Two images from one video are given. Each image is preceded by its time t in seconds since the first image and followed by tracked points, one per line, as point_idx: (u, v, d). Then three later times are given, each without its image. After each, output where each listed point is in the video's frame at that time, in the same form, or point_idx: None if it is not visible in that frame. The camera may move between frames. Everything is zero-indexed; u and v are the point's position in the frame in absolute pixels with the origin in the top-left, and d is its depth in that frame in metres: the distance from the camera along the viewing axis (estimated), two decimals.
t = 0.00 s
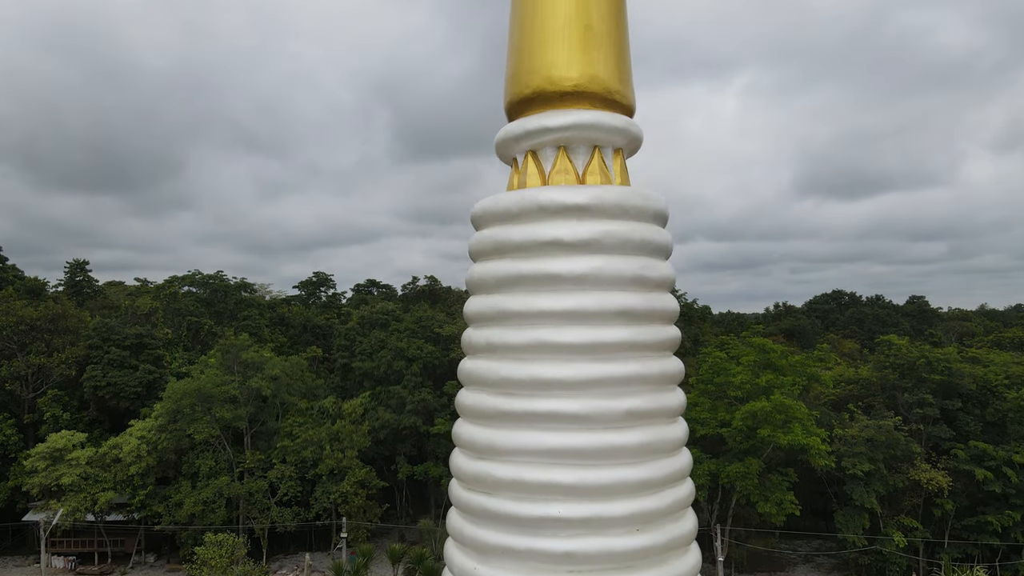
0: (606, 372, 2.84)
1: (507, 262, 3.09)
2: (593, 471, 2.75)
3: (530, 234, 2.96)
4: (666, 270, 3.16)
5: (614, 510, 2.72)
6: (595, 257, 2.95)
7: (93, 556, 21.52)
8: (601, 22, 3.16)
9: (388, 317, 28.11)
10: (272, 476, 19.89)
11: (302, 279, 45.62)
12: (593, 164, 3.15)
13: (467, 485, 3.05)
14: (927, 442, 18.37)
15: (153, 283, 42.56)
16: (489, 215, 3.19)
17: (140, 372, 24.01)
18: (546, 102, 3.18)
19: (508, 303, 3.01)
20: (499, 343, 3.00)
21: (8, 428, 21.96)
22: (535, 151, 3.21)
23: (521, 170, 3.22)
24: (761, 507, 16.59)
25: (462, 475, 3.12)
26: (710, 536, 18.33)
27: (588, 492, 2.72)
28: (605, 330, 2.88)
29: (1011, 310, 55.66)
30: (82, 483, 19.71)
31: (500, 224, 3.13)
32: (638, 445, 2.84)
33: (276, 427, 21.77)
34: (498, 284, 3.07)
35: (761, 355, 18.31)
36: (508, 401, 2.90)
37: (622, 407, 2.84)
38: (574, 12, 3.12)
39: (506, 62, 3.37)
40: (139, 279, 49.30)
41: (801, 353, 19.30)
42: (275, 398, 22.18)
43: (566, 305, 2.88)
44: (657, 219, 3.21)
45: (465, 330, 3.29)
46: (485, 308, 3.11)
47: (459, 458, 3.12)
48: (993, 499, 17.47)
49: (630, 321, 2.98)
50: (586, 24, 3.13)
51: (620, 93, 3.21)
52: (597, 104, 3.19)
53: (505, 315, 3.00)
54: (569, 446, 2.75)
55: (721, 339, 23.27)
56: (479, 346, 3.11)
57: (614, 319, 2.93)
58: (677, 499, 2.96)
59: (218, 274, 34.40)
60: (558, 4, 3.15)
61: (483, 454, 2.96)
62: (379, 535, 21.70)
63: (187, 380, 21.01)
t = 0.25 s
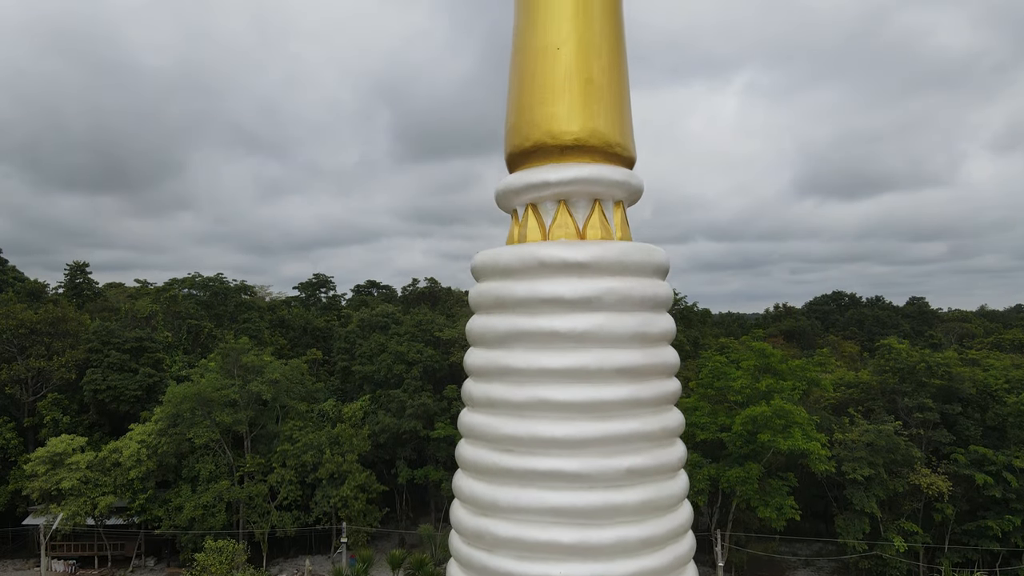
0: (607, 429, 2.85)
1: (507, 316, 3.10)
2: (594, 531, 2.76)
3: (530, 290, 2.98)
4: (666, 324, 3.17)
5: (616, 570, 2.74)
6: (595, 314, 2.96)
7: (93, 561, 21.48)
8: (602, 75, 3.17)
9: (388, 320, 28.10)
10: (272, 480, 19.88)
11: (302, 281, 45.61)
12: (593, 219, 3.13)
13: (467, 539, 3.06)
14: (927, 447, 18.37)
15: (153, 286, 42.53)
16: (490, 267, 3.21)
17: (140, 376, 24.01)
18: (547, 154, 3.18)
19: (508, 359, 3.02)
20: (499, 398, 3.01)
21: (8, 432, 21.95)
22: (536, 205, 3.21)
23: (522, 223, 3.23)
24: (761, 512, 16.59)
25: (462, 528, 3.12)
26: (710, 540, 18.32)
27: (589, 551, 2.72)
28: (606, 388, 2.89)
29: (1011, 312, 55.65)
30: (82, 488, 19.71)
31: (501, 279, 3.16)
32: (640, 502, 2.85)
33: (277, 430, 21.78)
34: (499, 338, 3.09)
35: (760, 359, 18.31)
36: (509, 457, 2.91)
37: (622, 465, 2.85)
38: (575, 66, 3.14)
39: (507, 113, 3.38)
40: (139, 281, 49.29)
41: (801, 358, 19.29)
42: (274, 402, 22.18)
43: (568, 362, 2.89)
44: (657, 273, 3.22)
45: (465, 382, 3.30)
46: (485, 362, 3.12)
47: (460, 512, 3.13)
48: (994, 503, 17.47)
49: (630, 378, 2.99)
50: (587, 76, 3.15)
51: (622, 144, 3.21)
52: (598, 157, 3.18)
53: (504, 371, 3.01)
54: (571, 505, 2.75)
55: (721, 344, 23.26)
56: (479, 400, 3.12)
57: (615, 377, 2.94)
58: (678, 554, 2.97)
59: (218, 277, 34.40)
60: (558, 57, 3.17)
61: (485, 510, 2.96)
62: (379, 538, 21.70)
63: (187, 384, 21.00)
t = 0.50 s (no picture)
0: (606, 488, 2.86)
1: (506, 371, 3.11)
2: None
3: (530, 347, 2.99)
4: (664, 377, 3.18)
5: None
6: (594, 371, 2.96)
7: (93, 564, 21.48)
8: (602, 128, 3.16)
9: (388, 323, 28.09)
10: (272, 484, 19.88)
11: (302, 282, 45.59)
12: (593, 273, 3.13)
13: None
14: (926, 451, 18.40)
15: (153, 288, 42.59)
16: (490, 321, 3.22)
17: (140, 380, 24.01)
18: (546, 208, 3.19)
19: (508, 415, 3.02)
20: (498, 455, 3.01)
21: (8, 436, 21.97)
22: (535, 259, 3.21)
23: (522, 276, 3.23)
24: (761, 516, 16.60)
25: None
26: (711, 544, 18.31)
27: None
28: (606, 447, 2.90)
29: (1011, 313, 55.67)
30: (82, 492, 19.71)
31: (501, 333, 3.16)
32: (639, 561, 2.84)
33: (277, 434, 21.76)
34: (498, 393, 3.08)
35: (761, 363, 18.33)
36: (509, 514, 2.90)
37: (622, 523, 2.85)
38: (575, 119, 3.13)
39: (506, 163, 3.38)
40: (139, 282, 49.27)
41: (802, 362, 19.29)
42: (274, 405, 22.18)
43: (568, 420, 2.89)
44: (657, 327, 3.23)
45: (465, 434, 3.30)
46: (484, 417, 3.12)
47: (459, 566, 3.12)
48: (994, 508, 17.48)
49: (630, 435, 2.99)
50: (586, 130, 3.14)
51: (622, 195, 3.20)
52: (597, 211, 3.18)
53: (503, 428, 3.01)
54: (571, 565, 2.75)
55: (722, 347, 23.26)
56: (478, 455, 3.12)
57: (615, 435, 2.94)
58: None
59: (218, 279, 34.42)
60: (558, 110, 3.16)
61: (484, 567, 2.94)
62: (379, 542, 21.70)
63: (187, 388, 21.01)
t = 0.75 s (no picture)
0: (606, 547, 2.86)
1: (506, 427, 3.10)
2: None
3: (530, 405, 3.00)
4: (664, 433, 3.19)
5: None
6: (593, 430, 2.97)
7: (93, 567, 21.47)
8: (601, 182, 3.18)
9: (388, 326, 28.07)
10: (272, 488, 19.88)
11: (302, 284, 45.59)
12: (592, 327, 3.17)
13: None
14: (926, 455, 18.42)
15: (153, 290, 42.60)
16: (490, 375, 3.23)
17: (140, 384, 24.03)
18: (546, 263, 3.20)
19: (507, 472, 3.02)
20: (498, 512, 3.01)
21: (8, 439, 21.97)
22: (535, 313, 3.23)
23: (521, 330, 3.26)
24: (761, 521, 16.60)
25: None
26: (711, 548, 18.31)
27: None
28: (606, 506, 2.91)
29: (1010, 313, 55.70)
30: (82, 496, 19.71)
31: (501, 389, 3.17)
32: None
33: (278, 438, 21.77)
34: (498, 449, 3.08)
35: (761, 368, 18.33)
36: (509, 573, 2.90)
37: None
38: (575, 173, 3.15)
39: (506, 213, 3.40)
40: (138, 283, 49.27)
41: (802, 367, 19.28)
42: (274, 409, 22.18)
43: (568, 479, 2.89)
44: (656, 381, 3.25)
45: (464, 487, 3.30)
46: (483, 473, 3.12)
47: None
48: (994, 513, 17.48)
49: (629, 493, 3.00)
50: (586, 184, 3.17)
51: (621, 249, 3.23)
52: (597, 265, 3.20)
53: (503, 485, 3.01)
54: None
55: (721, 351, 23.25)
56: (477, 511, 3.12)
57: (615, 493, 2.95)
58: None
59: (218, 282, 34.42)
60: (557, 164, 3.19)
61: None
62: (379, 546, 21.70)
63: (187, 392, 21.01)
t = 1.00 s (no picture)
0: None
1: (506, 484, 3.16)
2: None
3: (529, 462, 3.06)
4: (662, 487, 3.25)
5: None
6: (593, 489, 3.03)
7: (93, 571, 21.45)
8: (599, 238, 3.27)
9: (388, 328, 28.08)
10: (272, 492, 19.89)
11: (302, 285, 45.60)
12: (591, 383, 3.27)
13: None
14: (926, 459, 18.46)
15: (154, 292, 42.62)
16: (489, 430, 3.29)
17: (139, 387, 24.03)
18: (546, 320, 3.29)
19: (507, 529, 3.08)
20: (498, 568, 3.06)
21: (8, 443, 21.98)
22: (535, 367, 3.32)
23: (521, 383, 3.35)
24: (761, 526, 16.59)
25: None
26: (711, 553, 18.27)
27: None
28: (605, 564, 2.96)
29: (1010, 314, 55.68)
30: (82, 500, 19.70)
31: (500, 445, 3.23)
32: None
33: (278, 441, 21.79)
34: (497, 504, 3.14)
35: (761, 372, 18.33)
36: None
37: None
38: (574, 229, 3.25)
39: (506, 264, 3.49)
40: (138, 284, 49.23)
41: (801, 371, 19.30)
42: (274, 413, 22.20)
43: (566, 538, 2.95)
44: (654, 436, 3.32)
45: (464, 540, 3.36)
46: (483, 528, 3.18)
47: None
48: (994, 517, 17.49)
49: (628, 550, 3.05)
50: (585, 240, 3.25)
51: (619, 302, 3.31)
52: (596, 319, 3.29)
53: (504, 543, 3.06)
54: None
55: (722, 356, 23.23)
56: (477, 566, 3.17)
57: (613, 551, 3.00)
58: None
59: (218, 285, 34.42)
60: (557, 220, 3.28)
61: None
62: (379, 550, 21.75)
63: (187, 395, 21.02)
